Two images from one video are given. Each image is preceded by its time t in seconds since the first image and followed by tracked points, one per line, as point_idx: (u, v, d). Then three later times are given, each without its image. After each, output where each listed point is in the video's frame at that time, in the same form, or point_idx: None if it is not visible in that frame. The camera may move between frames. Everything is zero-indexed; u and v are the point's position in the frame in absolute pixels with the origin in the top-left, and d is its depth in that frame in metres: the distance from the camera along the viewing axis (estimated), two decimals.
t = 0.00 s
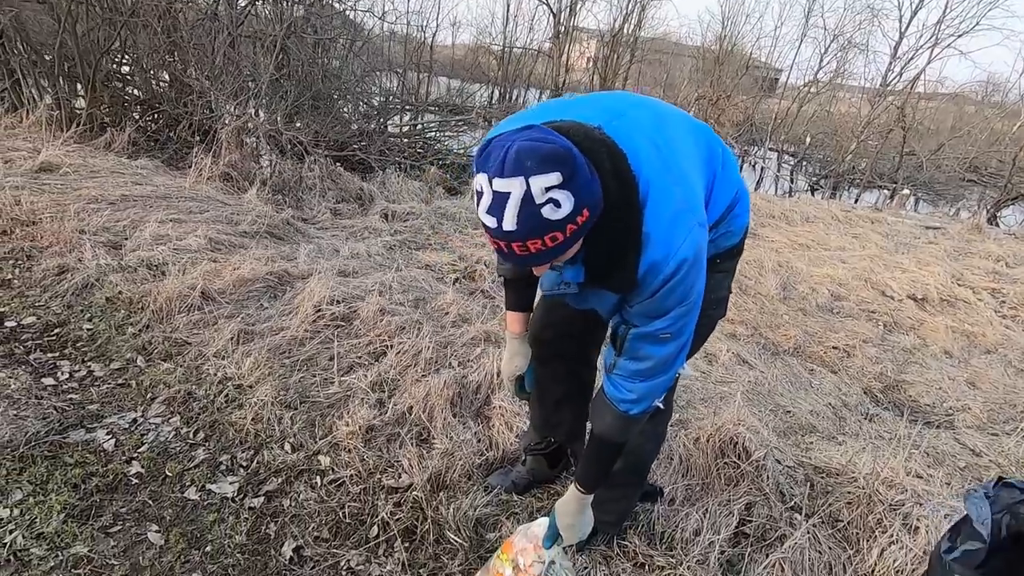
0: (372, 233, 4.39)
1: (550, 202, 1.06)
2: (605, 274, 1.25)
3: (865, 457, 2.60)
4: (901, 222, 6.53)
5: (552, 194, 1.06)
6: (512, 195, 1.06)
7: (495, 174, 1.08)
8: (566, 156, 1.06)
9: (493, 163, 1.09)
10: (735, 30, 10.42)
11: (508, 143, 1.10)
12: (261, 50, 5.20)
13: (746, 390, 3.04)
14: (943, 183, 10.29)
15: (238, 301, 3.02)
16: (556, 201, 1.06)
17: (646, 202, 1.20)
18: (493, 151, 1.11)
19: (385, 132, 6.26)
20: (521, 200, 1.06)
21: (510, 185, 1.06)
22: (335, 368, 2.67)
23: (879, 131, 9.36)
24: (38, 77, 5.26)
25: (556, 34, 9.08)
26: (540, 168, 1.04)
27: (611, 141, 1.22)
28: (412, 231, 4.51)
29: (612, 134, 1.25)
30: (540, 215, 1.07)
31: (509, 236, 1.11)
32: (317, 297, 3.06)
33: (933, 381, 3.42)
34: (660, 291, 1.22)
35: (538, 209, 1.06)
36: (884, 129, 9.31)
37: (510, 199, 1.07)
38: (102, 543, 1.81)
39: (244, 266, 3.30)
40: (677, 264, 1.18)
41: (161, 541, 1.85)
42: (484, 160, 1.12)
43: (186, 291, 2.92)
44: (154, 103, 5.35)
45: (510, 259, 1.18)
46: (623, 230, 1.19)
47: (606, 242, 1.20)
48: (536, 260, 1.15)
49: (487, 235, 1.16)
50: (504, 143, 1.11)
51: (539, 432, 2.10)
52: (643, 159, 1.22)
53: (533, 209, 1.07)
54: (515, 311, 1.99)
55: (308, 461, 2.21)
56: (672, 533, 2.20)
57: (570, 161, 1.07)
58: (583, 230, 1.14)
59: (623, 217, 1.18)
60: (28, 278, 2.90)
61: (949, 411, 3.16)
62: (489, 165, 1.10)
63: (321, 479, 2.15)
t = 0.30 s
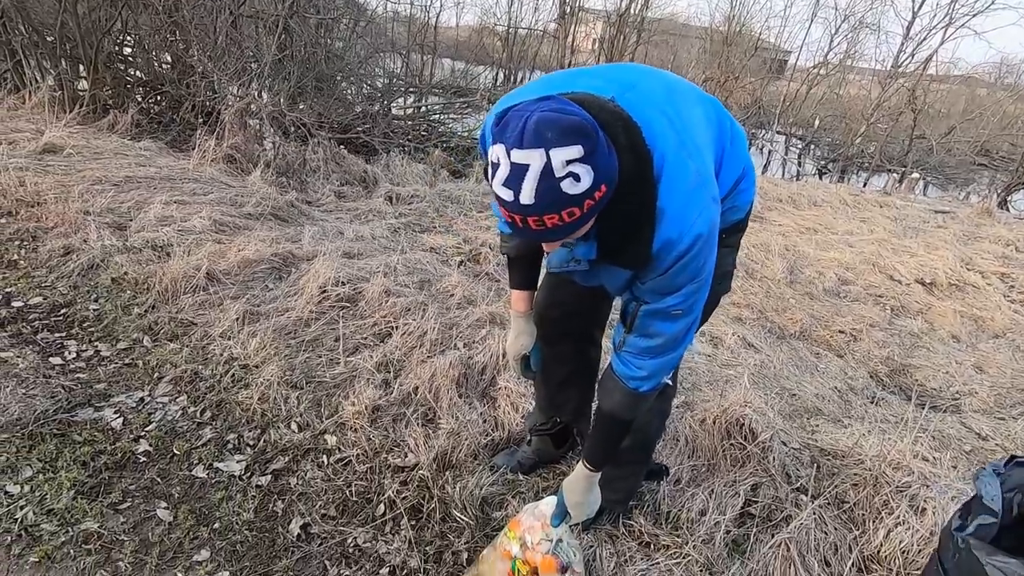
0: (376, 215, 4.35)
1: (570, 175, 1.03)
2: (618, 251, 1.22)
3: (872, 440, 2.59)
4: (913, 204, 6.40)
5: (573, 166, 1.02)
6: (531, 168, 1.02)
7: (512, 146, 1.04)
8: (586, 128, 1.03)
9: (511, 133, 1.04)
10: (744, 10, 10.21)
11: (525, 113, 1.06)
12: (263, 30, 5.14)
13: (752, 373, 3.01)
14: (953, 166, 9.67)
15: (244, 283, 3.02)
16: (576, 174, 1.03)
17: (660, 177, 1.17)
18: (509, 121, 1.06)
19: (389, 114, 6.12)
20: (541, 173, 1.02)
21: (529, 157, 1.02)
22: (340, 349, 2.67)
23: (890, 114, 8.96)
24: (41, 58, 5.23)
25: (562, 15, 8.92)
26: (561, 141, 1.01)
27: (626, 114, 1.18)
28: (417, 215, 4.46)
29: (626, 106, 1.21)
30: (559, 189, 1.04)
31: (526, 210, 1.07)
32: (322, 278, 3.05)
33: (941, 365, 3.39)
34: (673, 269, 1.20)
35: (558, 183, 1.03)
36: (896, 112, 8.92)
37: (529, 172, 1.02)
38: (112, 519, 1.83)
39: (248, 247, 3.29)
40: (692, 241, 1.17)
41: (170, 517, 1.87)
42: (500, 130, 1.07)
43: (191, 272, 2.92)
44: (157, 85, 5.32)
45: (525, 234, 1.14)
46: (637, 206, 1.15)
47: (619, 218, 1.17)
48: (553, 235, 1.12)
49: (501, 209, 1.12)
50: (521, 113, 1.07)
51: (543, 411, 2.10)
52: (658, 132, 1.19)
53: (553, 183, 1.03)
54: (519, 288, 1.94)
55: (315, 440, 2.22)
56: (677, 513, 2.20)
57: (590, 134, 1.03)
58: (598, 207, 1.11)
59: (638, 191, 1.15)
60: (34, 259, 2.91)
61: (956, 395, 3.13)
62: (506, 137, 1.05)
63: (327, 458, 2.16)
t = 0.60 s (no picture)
0: (381, 199, 4.33)
1: (583, 160, 1.01)
2: (627, 235, 1.21)
3: (874, 424, 2.60)
4: (921, 190, 6.31)
5: (586, 152, 1.01)
6: (545, 150, 1.01)
7: (529, 125, 1.02)
8: (604, 117, 1.02)
9: (529, 112, 1.03)
10: None
11: (544, 94, 1.04)
12: (266, 10, 5.10)
13: (755, 358, 3.02)
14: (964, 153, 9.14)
15: (248, 265, 3.03)
16: (590, 160, 1.01)
17: (674, 161, 1.17)
18: (528, 100, 1.04)
19: (393, 97, 6.07)
20: (555, 155, 1.01)
21: (545, 139, 1.00)
22: (344, 330, 2.69)
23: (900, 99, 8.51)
24: (44, 40, 5.22)
25: None
26: (579, 126, 1.00)
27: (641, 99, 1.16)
28: (421, 198, 4.43)
29: (640, 90, 1.20)
30: (571, 173, 1.02)
31: (537, 191, 1.05)
32: (327, 260, 3.06)
33: (945, 351, 3.37)
34: (684, 251, 1.22)
35: (570, 166, 1.01)
36: (906, 97, 8.52)
37: (542, 152, 1.01)
38: (120, 495, 1.87)
39: (253, 229, 3.29)
40: (703, 224, 1.19)
41: (177, 493, 1.91)
42: (519, 108, 1.06)
43: (195, 253, 2.93)
44: (161, 66, 5.29)
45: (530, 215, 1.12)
46: (651, 190, 1.15)
47: (634, 202, 1.15)
48: (560, 218, 1.11)
49: (510, 187, 1.10)
50: (541, 92, 1.05)
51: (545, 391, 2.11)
52: (670, 117, 1.18)
53: (565, 166, 1.02)
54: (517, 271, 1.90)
55: (320, 420, 2.24)
56: (678, 493, 2.23)
57: (606, 122, 1.02)
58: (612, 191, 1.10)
59: (653, 176, 1.14)
60: (41, 240, 2.93)
61: (959, 381, 3.13)
62: (523, 115, 1.03)
63: (332, 437, 2.18)
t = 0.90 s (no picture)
0: (376, 182, 4.29)
1: (527, 146, 1.03)
2: (608, 214, 1.22)
3: (865, 408, 2.61)
4: (921, 177, 6.25)
5: (532, 139, 1.02)
6: (493, 130, 1.03)
7: (484, 104, 1.04)
8: (556, 103, 1.02)
9: (484, 92, 1.05)
10: None
11: (506, 72, 1.05)
12: None
13: (749, 342, 3.02)
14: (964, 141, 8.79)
15: (242, 247, 3.02)
16: (535, 147, 1.03)
17: (651, 137, 1.16)
18: (488, 79, 1.06)
19: (390, 80, 5.96)
20: (501, 138, 1.03)
21: (493, 120, 1.02)
22: (338, 312, 2.69)
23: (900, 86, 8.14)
24: (35, 18, 5.15)
25: None
26: (527, 112, 1.01)
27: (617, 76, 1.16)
28: (417, 182, 4.39)
29: (617, 66, 1.18)
30: (515, 157, 1.05)
31: (485, 170, 1.09)
32: (321, 243, 3.05)
33: (940, 337, 3.38)
34: (669, 229, 1.22)
35: (515, 151, 1.04)
36: (907, 83, 8.08)
37: (491, 133, 1.04)
38: (113, 473, 1.88)
39: (247, 211, 3.28)
40: (685, 200, 1.19)
41: (170, 472, 1.92)
42: (478, 86, 1.08)
43: (188, 235, 2.92)
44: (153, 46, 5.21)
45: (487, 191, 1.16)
46: (629, 168, 1.15)
47: (609, 181, 1.16)
48: (511, 198, 1.14)
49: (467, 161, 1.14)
50: (502, 71, 1.06)
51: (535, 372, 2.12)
52: (648, 91, 1.17)
53: (510, 150, 1.04)
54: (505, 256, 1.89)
55: (313, 400, 2.25)
56: (669, 474, 2.24)
57: (559, 109, 1.02)
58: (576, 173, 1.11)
59: (630, 153, 1.14)
60: (32, 220, 2.92)
61: (952, 367, 3.14)
62: (481, 92, 1.05)
63: (325, 418, 2.19)
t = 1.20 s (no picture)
0: (371, 169, 4.26)
1: (481, 143, 1.05)
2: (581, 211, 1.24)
3: (857, 394, 2.64)
4: (916, 165, 6.25)
5: (485, 135, 1.05)
6: (448, 126, 1.05)
7: (440, 101, 1.06)
8: (509, 100, 1.04)
9: (441, 88, 1.07)
10: None
11: (464, 68, 1.07)
12: None
13: (743, 330, 3.03)
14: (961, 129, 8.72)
15: (236, 234, 3.01)
16: (488, 144, 1.05)
17: (618, 137, 1.16)
18: (446, 74, 1.08)
19: (385, 66, 5.84)
20: (455, 134, 1.05)
21: (448, 116, 1.05)
22: (333, 300, 2.69)
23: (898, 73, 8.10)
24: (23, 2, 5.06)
25: None
26: (480, 109, 1.03)
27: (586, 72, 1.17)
28: (413, 169, 4.36)
29: (588, 62, 1.19)
30: (470, 153, 1.07)
31: (442, 165, 1.11)
32: (315, 230, 3.03)
33: (932, 324, 3.40)
34: (640, 227, 1.21)
35: (470, 147, 1.06)
36: (904, 71, 8.04)
37: (446, 129, 1.06)
38: (108, 459, 1.89)
39: (240, 198, 3.26)
40: (655, 199, 1.17)
41: (165, 458, 1.93)
42: (436, 81, 1.10)
43: (181, 222, 2.90)
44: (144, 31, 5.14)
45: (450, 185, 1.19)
46: (596, 167, 1.16)
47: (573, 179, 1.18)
48: (471, 194, 1.17)
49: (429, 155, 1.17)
50: (459, 68, 1.08)
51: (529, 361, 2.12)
52: (618, 86, 1.16)
53: (465, 147, 1.06)
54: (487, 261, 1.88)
55: (307, 387, 2.26)
56: (662, 459, 2.26)
57: (512, 106, 1.04)
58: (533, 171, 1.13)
59: (596, 150, 1.15)
60: (23, 206, 2.89)
61: (943, 354, 3.17)
62: (439, 88, 1.08)
63: (320, 404, 2.20)
